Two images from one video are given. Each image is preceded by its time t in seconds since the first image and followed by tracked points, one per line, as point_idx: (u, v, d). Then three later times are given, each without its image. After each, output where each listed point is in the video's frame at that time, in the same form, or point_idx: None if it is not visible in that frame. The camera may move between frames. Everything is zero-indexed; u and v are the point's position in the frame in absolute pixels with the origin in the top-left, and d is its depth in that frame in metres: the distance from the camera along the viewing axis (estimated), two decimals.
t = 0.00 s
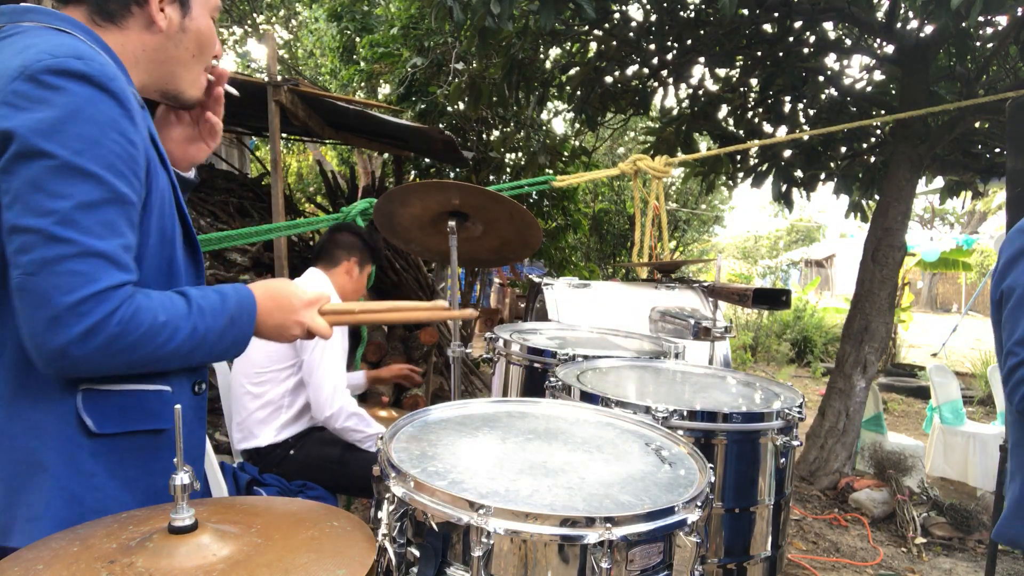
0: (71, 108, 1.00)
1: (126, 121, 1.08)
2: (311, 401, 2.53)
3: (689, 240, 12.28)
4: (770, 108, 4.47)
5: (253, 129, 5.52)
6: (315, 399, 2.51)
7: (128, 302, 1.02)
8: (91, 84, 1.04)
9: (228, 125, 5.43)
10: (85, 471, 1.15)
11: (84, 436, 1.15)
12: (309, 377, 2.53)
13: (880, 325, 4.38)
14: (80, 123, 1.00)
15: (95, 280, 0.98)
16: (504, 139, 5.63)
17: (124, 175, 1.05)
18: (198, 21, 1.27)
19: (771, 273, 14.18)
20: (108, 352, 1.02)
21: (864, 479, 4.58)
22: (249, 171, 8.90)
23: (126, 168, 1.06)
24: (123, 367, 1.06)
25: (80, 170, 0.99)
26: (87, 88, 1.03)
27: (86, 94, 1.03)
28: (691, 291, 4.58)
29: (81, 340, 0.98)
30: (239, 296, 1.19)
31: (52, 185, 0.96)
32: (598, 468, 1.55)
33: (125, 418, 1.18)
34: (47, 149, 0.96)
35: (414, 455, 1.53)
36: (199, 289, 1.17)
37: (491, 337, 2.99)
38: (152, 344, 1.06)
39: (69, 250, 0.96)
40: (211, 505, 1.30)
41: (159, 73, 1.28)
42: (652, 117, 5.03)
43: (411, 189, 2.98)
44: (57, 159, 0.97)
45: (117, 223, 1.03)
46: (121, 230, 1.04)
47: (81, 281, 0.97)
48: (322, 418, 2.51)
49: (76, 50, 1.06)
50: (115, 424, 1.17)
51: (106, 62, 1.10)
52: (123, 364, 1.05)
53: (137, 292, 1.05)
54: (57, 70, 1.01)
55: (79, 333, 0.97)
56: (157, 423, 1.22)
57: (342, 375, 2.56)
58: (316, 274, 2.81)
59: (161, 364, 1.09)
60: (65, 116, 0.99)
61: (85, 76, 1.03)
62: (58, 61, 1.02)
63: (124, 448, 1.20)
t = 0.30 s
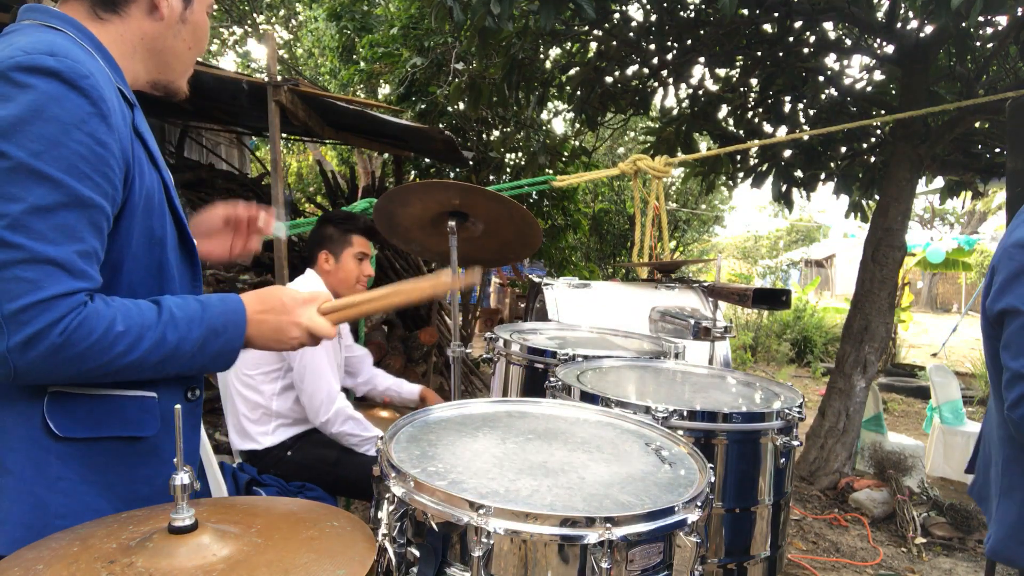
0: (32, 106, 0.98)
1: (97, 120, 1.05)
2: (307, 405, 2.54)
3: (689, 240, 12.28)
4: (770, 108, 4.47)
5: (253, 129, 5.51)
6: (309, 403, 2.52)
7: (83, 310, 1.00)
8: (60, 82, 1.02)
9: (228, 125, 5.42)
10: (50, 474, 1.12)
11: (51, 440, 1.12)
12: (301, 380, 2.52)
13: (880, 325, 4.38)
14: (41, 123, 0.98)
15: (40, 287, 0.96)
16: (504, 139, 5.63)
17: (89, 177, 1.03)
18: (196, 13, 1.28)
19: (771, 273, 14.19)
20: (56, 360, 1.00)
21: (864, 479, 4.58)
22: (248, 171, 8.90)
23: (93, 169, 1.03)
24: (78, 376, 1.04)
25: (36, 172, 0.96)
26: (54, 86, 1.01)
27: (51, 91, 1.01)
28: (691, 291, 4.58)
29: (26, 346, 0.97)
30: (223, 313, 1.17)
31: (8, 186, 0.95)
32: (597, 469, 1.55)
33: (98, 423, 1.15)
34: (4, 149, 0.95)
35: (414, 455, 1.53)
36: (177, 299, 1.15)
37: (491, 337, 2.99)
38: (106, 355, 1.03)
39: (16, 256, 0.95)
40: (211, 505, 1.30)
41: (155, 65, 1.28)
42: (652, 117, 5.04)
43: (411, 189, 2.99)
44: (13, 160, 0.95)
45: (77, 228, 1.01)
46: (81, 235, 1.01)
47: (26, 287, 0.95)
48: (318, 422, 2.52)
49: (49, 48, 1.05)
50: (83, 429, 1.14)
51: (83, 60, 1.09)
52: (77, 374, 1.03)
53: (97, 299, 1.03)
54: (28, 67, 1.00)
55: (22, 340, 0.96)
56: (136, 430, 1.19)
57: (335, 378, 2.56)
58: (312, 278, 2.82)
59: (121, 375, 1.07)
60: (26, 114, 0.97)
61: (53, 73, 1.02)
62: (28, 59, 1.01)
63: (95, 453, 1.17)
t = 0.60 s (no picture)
0: (28, 97, 0.99)
1: (93, 110, 1.06)
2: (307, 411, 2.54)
3: (689, 240, 12.30)
4: (770, 108, 4.47)
5: (253, 129, 5.51)
6: (309, 408, 2.52)
7: (85, 302, 0.99)
8: (54, 74, 1.03)
9: (228, 126, 5.42)
10: (57, 475, 1.12)
11: (59, 438, 1.12)
12: (300, 385, 2.53)
13: (880, 325, 4.38)
14: (37, 113, 0.99)
15: (39, 275, 0.96)
16: (503, 139, 5.64)
17: (87, 167, 1.03)
18: (188, 9, 1.27)
19: (771, 272, 14.19)
20: (58, 353, 0.98)
21: (864, 479, 4.57)
22: (248, 171, 8.90)
23: (91, 158, 1.04)
24: (85, 373, 1.02)
25: (35, 162, 0.97)
26: (48, 78, 1.02)
27: (47, 83, 1.02)
28: (691, 291, 4.58)
29: (28, 336, 0.96)
30: (238, 323, 1.15)
31: (5, 179, 0.96)
32: (597, 469, 1.55)
33: (105, 422, 1.16)
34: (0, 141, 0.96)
35: (414, 455, 1.53)
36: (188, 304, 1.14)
37: (491, 337, 3.00)
38: (110, 349, 1.02)
39: (17, 244, 0.95)
40: (211, 505, 1.30)
41: (148, 60, 1.28)
42: (652, 117, 5.04)
43: (411, 189, 2.98)
44: (10, 151, 0.96)
45: (77, 217, 1.01)
46: (80, 225, 1.01)
47: (26, 276, 0.95)
48: (318, 428, 2.53)
49: (42, 40, 1.06)
50: (93, 428, 1.14)
51: (77, 52, 1.09)
52: (83, 370, 1.02)
53: (101, 292, 1.03)
54: (21, 62, 1.01)
55: (23, 328, 0.95)
56: (144, 427, 1.20)
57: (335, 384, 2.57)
58: (311, 279, 2.81)
59: (126, 375, 1.05)
60: (22, 106, 0.98)
61: (46, 66, 1.03)
62: (21, 53, 1.02)
63: (106, 451, 1.17)
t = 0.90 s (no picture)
0: (36, 106, 1.00)
1: (97, 113, 1.08)
2: (309, 410, 2.53)
3: (689, 240, 12.30)
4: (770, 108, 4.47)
5: (252, 129, 5.50)
6: (310, 408, 2.51)
7: (128, 355, 1.06)
8: (55, 79, 1.04)
9: (228, 126, 5.41)
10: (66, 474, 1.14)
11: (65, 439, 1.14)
12: (303, 385, 2.52)
13: (880, 325, 4.38)
14: (48, 121, 1.01)
15: (88, 300, 1.01)
16: (503, 139, 5.64)
17: (97, 173, 1.05)
18: (181, 23, 1.30)
19: (771, 272, 14.19)
20: (80, 378, 1.01)
21: (864, 479, 4.57)
22: (248, 170, 8.90)
23: (100, 164, 1.06)
24: (76, 411, 1.03)
25: (50, 172, 0.99)
26: (51, 83, 1.03)
27: (51, 90, 1.03)
28: (691, 290, 4.58)
29: (53, 354, 0.98)
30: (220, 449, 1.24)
31: (19, 189, 0.97)
32: (598, 469, 1.55)
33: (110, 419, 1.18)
34: (13, 151, 0.97)
35: (414, 455, 1.53)
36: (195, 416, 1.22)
37: (491, 337, 3.00)
38: (122, 399, 1.05)
39: (43, 256, 0.98)
40: (211, 505, 1.29)
41: (133, 65, 1.28)
42: (652, 117, 5.04)
43: (411, 188, 2.98)
44: (25, 161, 0.98)
45: (93, 225, 1.04)
46: (97, 232, 1.04)
47: (60, 293, 0.99)
48: (320, 427, 2.52)
49: (37, 43, 1.06)
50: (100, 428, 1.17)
51: (76, 54, 1.10)
52: (79, 408, 1.02)
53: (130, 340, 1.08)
54: (23, 67, 1.02)
55: (55, 344, 0.98)
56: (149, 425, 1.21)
57: (335, 384, 2.55)
58: (314, 280, 2.81)
59: (120, 430, 1.07)
60: (30, 115, 1.00)
61: (47, 70, 1.04)
62: (22, 57, 1.03)
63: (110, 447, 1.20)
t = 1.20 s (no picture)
0: (55, 108, 1.05)
1: (112, 115, 1.12)
2: (311, 408, 2.53)
3: (689, 240, 12.30)
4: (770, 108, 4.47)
5: (253, 129, 5.50)
6: (311, 406, 2.51)
7: (123, 390, 1.12)
8: (73, 81, 1.08)
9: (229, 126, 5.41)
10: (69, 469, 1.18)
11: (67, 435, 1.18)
12: (305, 384, 2.53)
13: (880, 325, 4.38)
14: (65, 123, 1.05)
15: (97, 318, 1.08)
16: (503, 139, 5.64)
17: (112, 175, 1.11)
18: (179, 29, 1.31)
19: (771, 272, 14.19)
20: (74, 392, 1.06)
21: (864, 479, 4.57)
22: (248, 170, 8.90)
23: (114, 166, 1.11)
24: (50, 425, 1.06)
25: (67, 174, 1.04)
26: (69, 85, 1.07)
27: (68, 91, 1.07)
28: (691, 290, 4.58)
29: (54, 361, 1.04)
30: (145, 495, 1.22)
31: (37, 189, 1.02)
32: (598, 468, 1.56)
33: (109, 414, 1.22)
34: (32, 152, 1.02)
35: (414, 455, 1.53)
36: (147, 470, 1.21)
37: (491, 337, 3.00)
38: (85, 426, 1.08)
39: (56, 258, 1.03)
40: (211, 505, 1.30)
41: (129, 67, 1.28)
42: (652, 117, 5.04)
43: (412, 189, 2.98)
44: (44, 162, 1.02)
45: (105, 228, 1.09)
46: (107, 235, 1.09)
47: (70, 297, 1.04)
48: (320, 426, 2.51)
49: (52, 43, 1.09)
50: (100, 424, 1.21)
51: (89, 55, 1.13)
52: (55, 423, 1.06)
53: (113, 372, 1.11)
54: (41, 67, 1.06)
55: (63, 348, 1.04)
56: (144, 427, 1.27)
57: (339, 385, 2.55)
58: (321, 280, 2.81)
59: (63, 454, 1.08)
60: (49, 117, 1.04)
61: (65, 72, 1.08)
62: (40, 57, 1.06)
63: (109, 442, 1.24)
